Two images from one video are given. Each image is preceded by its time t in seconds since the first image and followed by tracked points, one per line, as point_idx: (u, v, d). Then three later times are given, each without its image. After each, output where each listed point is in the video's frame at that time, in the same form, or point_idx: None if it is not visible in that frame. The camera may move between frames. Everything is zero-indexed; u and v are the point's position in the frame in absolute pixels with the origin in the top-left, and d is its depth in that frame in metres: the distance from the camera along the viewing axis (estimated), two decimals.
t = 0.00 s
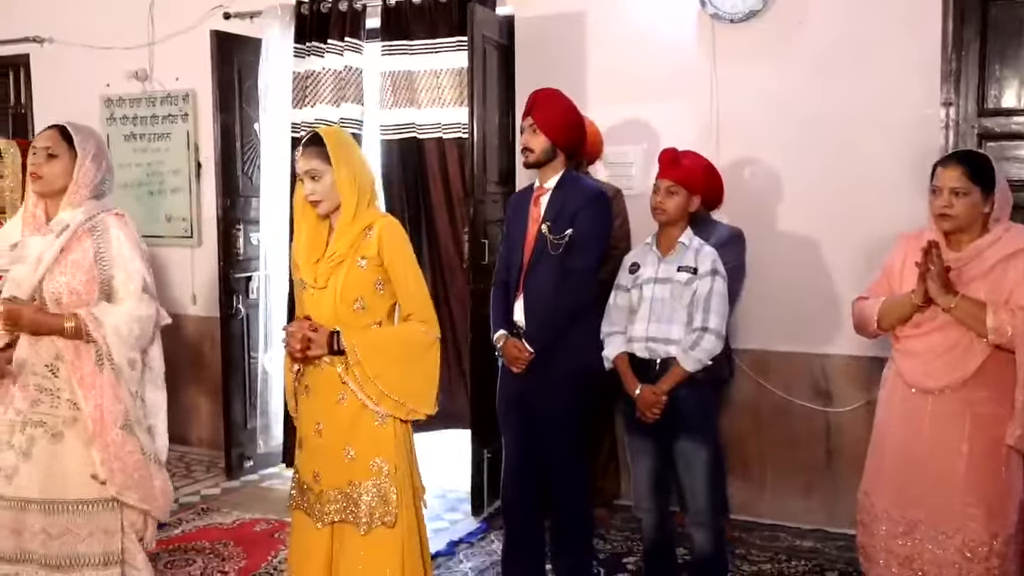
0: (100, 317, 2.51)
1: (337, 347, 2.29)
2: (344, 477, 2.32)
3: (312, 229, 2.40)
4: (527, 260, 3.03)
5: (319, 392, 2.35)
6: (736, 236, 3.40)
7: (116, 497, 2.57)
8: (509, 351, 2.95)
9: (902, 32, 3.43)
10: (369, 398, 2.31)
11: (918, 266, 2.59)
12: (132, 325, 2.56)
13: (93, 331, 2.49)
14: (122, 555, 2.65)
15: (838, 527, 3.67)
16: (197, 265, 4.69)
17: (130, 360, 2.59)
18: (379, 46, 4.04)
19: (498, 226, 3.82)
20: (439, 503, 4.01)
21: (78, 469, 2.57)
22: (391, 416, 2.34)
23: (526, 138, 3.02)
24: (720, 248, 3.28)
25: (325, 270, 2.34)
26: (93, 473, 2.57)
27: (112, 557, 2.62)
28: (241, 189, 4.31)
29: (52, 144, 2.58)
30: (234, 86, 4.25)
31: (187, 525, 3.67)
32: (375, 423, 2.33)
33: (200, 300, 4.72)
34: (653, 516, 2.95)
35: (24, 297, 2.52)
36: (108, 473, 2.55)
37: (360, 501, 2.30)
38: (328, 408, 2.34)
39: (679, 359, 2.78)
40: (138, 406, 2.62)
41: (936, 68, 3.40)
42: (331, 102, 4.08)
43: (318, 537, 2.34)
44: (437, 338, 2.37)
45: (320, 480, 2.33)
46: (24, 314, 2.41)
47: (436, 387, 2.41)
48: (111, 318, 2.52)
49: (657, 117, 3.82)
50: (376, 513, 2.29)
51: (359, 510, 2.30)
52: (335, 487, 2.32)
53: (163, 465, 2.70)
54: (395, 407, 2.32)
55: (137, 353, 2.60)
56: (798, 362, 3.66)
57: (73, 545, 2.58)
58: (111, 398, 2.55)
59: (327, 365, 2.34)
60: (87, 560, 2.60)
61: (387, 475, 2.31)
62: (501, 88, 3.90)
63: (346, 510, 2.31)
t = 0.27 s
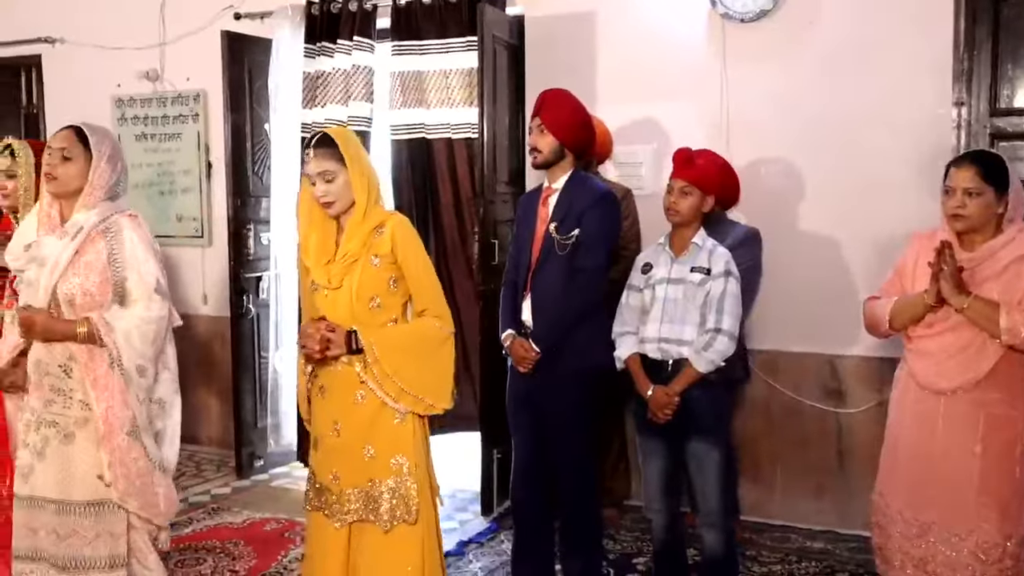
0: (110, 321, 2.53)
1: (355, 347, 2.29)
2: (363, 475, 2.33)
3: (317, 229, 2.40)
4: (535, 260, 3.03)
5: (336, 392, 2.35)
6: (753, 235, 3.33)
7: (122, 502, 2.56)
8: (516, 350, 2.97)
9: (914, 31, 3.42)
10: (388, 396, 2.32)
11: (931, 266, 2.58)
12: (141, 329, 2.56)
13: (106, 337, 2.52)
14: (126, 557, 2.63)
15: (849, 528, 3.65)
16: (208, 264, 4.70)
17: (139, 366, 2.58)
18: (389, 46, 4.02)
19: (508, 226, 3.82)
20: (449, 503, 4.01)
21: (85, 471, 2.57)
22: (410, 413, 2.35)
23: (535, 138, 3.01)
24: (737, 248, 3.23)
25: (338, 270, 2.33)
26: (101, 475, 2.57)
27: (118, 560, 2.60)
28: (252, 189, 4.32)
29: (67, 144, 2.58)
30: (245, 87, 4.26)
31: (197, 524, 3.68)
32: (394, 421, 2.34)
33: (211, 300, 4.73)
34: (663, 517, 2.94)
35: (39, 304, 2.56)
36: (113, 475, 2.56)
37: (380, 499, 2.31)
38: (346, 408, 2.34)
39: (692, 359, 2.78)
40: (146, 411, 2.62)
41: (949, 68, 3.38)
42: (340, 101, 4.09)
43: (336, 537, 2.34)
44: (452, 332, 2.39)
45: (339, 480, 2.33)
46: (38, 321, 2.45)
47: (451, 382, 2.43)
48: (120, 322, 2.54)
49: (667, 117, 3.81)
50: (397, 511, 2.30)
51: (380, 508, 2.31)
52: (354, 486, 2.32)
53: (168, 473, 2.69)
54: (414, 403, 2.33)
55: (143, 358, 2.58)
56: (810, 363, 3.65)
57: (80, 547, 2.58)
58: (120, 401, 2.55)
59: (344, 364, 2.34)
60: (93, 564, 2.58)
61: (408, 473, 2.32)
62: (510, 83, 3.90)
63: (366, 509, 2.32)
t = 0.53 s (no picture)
0: (119, 330, 2.53)
1: (374, 344, 2.29)
2: (384, 474, 2.33)
3: (320, 230, 2.41)
4: (541, 259, 3.04)
5: (354, 390, 2.34)
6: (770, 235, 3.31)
7: (129, 502, 2.57)
8: (522, 349, 2.97)
9: (923, 31, 3.40)
10: (410, 391, 2.33)
11: (942, 266, 2.57)
12: (150, 332, 2.57)
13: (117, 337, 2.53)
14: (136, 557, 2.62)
15: (859, 529, 3.64)
16: (217, 263, 4.71)
17: (146, 367, 2.58)
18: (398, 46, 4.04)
19: (518, 225, 3.82)
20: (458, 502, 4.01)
21: (93, 470, 2.57)
22: (431, 407, 2.37)
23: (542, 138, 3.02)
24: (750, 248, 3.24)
25: (350, 269, 2.32)
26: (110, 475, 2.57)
27: (126, 560, 2.59)
28: (261, 188, 4.33)
29: (82, 145, 2.59)
30: (255, 86, 4.27)
31: (207, 522, 3.69)
32: (414, 418, 2.35)
33: (220, 298, 4.74)
34: (674, 517, 2.93)
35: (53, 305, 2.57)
36: (119, 475, 2.57)
37: (402, 497, 2.32)
38: (366, 407, 2.33)
39: (701, 360, 2.77)
40: (153, 414, 2.62)
41: (959, 67, 3.37)
42: (349, 100, 4.08)
43: (358, 537, 2.34)
44: (466, 323, 2.41)
45: (359, 480, 2.33)
46: (47, 321, 2.51)
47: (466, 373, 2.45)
48: (128, 322, 2.55)
49: (676, 116, 3.80)
50: (421, 507, 2.32)
51: (403, 506, 2.32)
52: (375, 485, 2.33)
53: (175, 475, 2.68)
54: (436, 396, 2.35)
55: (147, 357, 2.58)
56: (821, 363, 3.64)
57: (91, 545, 2.59)
58: (127, 402, 2.56)
59: (362, 362, 2.33)
60: (103, 561, 2.60)
61: (429, 469, 2.34)
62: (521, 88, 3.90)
63: (387, 507, 2.32)
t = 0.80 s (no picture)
0: (134, 329, 2.54)
1: (383, 347, 2.29)
2: (395, 476, 2.33)
3: (335, 229, 2.42)
4: (551, 260, 3.05)
5: (366, 393, 2.35)
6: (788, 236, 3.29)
7: (147, 497, 2.59)
8: (529, 349, 2.99)
9: (937, 30, 3.39)
10: (421, 394, 2.34)
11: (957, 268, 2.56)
12: (168, 334, 2.58)
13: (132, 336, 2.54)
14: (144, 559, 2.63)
15: (872, 533, 3.62)
16: (231, 264, 4.73)
17: (160, 367, 2.59)
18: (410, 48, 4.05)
19: (531, 226, 3.82)
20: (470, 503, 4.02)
21: (106, 470, 2.58)
22: (443, 410, 2.37)
23: (552, 140, 3.04)
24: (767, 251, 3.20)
25: (363, 270, 2.33)
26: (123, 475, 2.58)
27: (134, 560, 2.60)
28: (275, 189, 4.34)
29: (102, 147, 2.60)
30: (269, 88, 4.29)
31: (220, 522, 3.71)
32: (425, 420, 2.35)
33: (234, 299, 4.76)
34: (685, 518, 2.94)
35: (72, 306, 2.60)
36: (135, 474, 2.58)
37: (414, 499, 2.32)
38: (377, 408, 2.34)
39: (713, 362, 2.76)
40: (171, 412, 2.63)
41: (973, 67, 3.35)
42: (362, 102, 4.10)
43: (370, 537, 2.35)
44: (478, 325, 2.41)
45: (370, 481, 2.33)
46: (67, 319, 2.53)
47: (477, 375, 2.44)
48: (145, 322, 2.56)
49: (688, 117, 3.79)
50: (433, 510, 2.33)
51: (414, 508, 2.32)
52: (386, 487, 2.33)
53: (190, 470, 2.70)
54: (447, 400, 2.36)
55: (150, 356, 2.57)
56: (834, 365, 3.62)
57: (98, 544, 2.60)
58: (143, 402, 2.58)
59: (373, 365, 2.34)
60: (109, 561, 2.60)
61: (440, 471, 2.34)
62: (534, 90, 3.89)
63: (398, 508, 2.33)
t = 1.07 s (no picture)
0: (147, 326, 2.56)
1: (386, 351, 2.30)
2: (396, 477, 2.34)
3: (354, 226, 2.44)
4: (554, 260, 3.07)
5: (371, 394, 2.38)
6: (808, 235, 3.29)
7: (160, 496, 2.61)
8: (532, 349, 3.01)
9: (946, 29, 3.38)
10: (423, 399, 2.33)
11: (966, 268, 2.56)
12: (181, 334, 2.59)
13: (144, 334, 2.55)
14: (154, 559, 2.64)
15: (881, 533, 3.61)
16: (240, 265, 4.74)
17: (172, 367, 2.60)
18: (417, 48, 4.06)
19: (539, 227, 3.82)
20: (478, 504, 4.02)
21: (119, 469, 2.60)
22: (444, 417, 2.35)
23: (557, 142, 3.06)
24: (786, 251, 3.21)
25: (373, 272, 2.35)
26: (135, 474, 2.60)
27: (143, 560, 2.62)
28: (283, 189, 4.35)
29: (118, 149, 2.62)
30: (277, 89, 4.31)
31: (229, 522, 3.71)
32: (427, 424, 2.34)
33: (242, 300, 4.78)
34: (694, 519, 2.94)
35: (88, 302, 2.60)
36: (150, 473, 2.60)
37: (412, 502, 2.31)
38: (381, 409, 2.36)
39: (720, 363, 2.76)
40: (183, 410, 2.64)
41: (982, 67, 3.34)
42: (372, 103, 4.12)
43: (372, 536, 2.36)
44: (487, 334, 2.38)
45: (373, 481, 2.35)
46: (85, 317, 2.53)
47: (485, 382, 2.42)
48: (163, 322, 2.57)
49: (696, 117, 3.79)
50: (428, 514, 2.30)
51: (411, 511, 2.31)
52: (386, 487, 2.34)
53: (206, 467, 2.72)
54: (450, 406, 2.34)
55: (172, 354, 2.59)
56: (843, 366, 3.62)
57: (108, 544, 2.61)
58: (156, 402, 2.60)
59: (377, 367, 2.36)
60: (119, 560, 2.62)
61: (439, 476, 2.32)
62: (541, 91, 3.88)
63: (398, 510, 2.33)
